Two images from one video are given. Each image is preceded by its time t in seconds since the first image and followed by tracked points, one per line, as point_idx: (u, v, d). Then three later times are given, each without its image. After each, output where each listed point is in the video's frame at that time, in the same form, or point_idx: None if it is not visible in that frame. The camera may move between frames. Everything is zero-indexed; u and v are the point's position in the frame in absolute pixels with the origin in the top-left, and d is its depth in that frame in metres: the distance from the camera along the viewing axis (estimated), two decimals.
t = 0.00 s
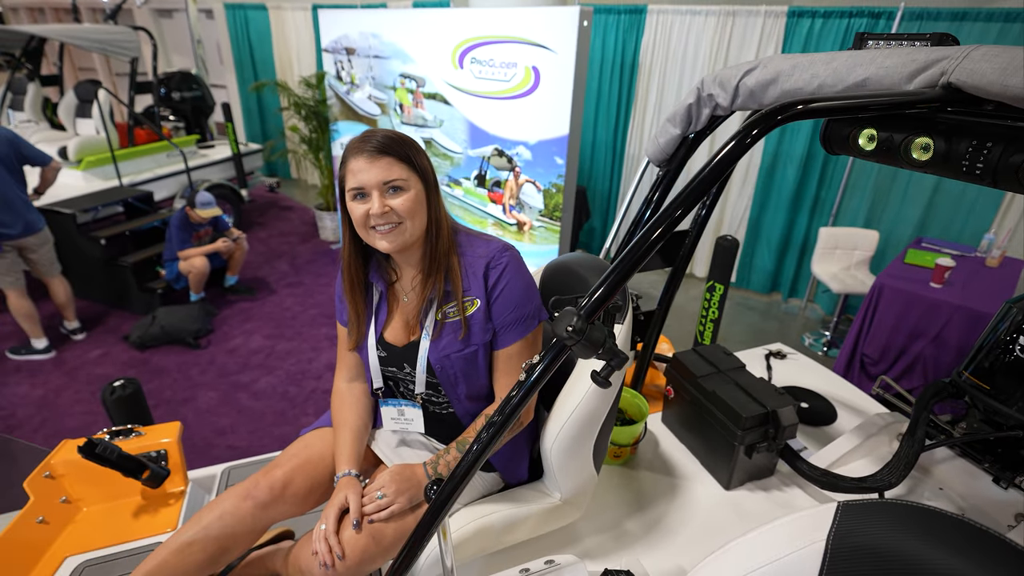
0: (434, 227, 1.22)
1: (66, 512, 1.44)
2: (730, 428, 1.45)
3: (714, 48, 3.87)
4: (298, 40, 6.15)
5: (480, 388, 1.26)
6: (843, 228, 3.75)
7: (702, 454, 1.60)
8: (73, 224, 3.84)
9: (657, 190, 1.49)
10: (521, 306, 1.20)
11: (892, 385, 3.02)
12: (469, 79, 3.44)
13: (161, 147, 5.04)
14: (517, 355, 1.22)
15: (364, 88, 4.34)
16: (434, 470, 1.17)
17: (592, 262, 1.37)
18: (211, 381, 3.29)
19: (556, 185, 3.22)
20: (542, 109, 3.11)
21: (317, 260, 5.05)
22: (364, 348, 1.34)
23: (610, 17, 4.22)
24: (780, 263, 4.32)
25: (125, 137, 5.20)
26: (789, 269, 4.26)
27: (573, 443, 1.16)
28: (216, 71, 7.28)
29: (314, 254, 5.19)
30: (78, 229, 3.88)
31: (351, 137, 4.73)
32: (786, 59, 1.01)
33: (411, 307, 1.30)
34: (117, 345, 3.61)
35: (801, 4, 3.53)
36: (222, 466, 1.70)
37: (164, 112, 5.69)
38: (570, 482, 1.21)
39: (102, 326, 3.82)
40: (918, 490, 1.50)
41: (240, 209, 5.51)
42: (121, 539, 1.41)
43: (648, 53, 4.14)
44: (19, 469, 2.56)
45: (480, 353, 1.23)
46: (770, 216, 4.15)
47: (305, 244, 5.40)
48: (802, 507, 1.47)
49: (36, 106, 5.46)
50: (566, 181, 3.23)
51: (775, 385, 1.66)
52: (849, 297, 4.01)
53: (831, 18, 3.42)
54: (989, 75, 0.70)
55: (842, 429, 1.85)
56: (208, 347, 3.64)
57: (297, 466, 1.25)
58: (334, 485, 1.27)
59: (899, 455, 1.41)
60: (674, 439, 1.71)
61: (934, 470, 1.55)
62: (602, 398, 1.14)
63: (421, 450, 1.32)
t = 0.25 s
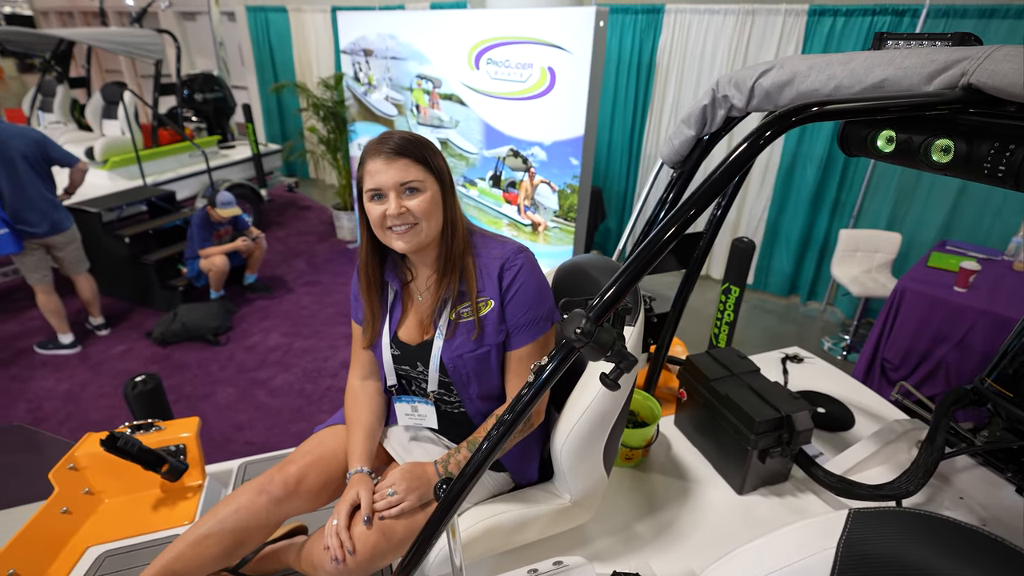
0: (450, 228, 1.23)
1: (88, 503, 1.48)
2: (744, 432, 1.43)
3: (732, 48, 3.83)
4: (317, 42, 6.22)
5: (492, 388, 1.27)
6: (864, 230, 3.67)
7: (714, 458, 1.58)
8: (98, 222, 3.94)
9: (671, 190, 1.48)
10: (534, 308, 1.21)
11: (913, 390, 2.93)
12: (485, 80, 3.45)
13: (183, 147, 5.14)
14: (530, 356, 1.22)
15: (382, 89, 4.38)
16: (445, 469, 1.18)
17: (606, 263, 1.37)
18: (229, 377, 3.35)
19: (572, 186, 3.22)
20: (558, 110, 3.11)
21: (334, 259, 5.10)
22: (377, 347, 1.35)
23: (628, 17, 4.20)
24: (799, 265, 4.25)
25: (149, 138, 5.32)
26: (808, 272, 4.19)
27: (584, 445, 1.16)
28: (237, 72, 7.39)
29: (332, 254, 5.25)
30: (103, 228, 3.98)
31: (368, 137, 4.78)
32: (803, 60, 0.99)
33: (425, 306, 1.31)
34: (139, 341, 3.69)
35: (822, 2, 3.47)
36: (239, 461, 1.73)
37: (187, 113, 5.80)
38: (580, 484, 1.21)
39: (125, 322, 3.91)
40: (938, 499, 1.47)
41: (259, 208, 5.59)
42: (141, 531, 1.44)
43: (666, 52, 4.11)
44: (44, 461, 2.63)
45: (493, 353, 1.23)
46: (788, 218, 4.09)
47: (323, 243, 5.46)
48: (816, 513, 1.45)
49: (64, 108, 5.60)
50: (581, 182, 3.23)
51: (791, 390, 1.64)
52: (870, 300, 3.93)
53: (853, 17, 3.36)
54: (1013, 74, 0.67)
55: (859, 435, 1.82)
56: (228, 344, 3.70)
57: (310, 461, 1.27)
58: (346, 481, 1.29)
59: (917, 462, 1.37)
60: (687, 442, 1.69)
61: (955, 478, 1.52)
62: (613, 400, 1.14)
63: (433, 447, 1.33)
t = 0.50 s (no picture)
0: (462, 228, 1.23)
1: (104, 494, 1.51)
2: (755, 436, 1.41)
3: (750, 47, 3.79)
4: (334, 43, 6.29)
5: (500, 388, 1.27)
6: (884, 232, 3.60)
7: (725, 461, 1.57)
8: (119, 220, 4.02)
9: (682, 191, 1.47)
10: (544, 309, 1.20)
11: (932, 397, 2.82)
12: (499, 79, 3.45)
13: (202, 147, 5.22)
14: (538, 356, 1.22)
15: (396, 89, 4.41)
16: (452, 467, 1.19)
17: (616, 263, 1.37)
18: (244, 373, 3.40)
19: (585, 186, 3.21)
20: (572, 109, 3.10)
21: (349, 258, 5.15)
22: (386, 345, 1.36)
23: (644, 16, 4.18)
24: (816, 267, 4.19)
25: (170, 137, 5.42)
26: (826, 274, 4.13)
27: (591, 445, 1.15)
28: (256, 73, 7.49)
29: (346, 252, 5.29)
30: (124, 225, 4.06)
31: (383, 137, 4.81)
32: (818, 58, 0.97)
33: (436, 304, 1.32)
34: (158, 337, 3.76)
35: None
36: (251, 456, 1.75)
37: (206, 113, 5.90)
38: (587, 484, 1.20)
39: (144, 318, 3.99)
40: (955, 507, 1.44)
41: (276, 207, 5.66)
42: (156, 522, 1.47)
43: (682, 52, 4.08)
44: (65, 452, 2.69)
45: (501, 353, 1.24)
46: (806, 220, 4.04)
47: (337, 242, 5.51)
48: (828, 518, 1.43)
49: (88, 108, 5.73)
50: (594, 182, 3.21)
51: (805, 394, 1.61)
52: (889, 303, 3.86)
53: (874, 15, 3.31)
54: None
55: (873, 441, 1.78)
56: (243, 340, 3.76)
57: (320, 457, 1.28)
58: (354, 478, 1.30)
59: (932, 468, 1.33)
60: (697, 445, 1.68)
61: (973, 486, 1.48)
62: (620, 401, 1.13)
63: (441, 446, 1.33)
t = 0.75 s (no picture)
0: (474, 228, 1.24)
1: (125, 485, 1.55)
2: (770, 439, 1.40)
3: (768, 46, 3.75)
4: (352, 44, 6.35)
5: (512, 388, 1.28)
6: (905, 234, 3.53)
7: (739, 464, 1.55)
8: (141, 218, 4.10)
9: (696, 192, 1.46)
10: (556, 309, 1.21)
11: (953, 403, 2.71)
12: (515, 80, 3.46)
13: (222, 147, 5.31)
14: (550, 357, 1.22)
15: (412, 89, 4.44)
16: (464, 465, 1.19)
17: (629, 263, 1.37)
18: (261, 369, 3.45)
19: (599, 186, 3.20)
20: (587, 110, 3.10)
21: (364, 257, 5.19)
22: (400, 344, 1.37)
23: (660, 15, 4.15)
24: (834, 269, 4.13)
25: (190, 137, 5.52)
26: (845, 276, 4.06)
27: (603, 445, 1.15)
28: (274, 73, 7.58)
29: (361, 251, 5.34)
30: (146, 224, 4.14)
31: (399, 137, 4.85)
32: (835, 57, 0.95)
33: (449, 304, 1.32)
34: (177, 333, 3.83)
35: None
36: (267, 451, 1.78)
37: (226, 113, 5.99)
38: (599, 484, 1.20)
39: (165, 315, 4.07)
40: (975, 514, 1.41)
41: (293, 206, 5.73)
42: (175, 513, 1.50)
43: (699, 52, 4.05)
44: (87, 445, 2.76)
45: (513, 353, 1.24)
46: (824, 221, 3.98)
47: (353, 241, 5.56)
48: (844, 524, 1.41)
49: (113, 109, 5.86)
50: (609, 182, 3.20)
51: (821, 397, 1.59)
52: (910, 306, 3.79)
53: (896, 12, 3.25)
54: None
55: (891, 446, 1.76)
56: (260, 337, 3.81)
57: (335, 453, 1.30)
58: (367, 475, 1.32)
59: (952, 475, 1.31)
60: (711, 448, 1.67)
61: (994, 494, 1.45)
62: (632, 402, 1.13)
63: (454, 444, 1.34)
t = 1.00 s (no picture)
0: (485, 229, 1.25)
1: (145, 478, 1.58)
2: (783, 441, 1.39)
3: (784, 46, 3.71)
4: (367, 45, 6.40)
5: (524, 387, 1.28)
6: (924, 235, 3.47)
7: (751, 466, 1.54)
8: (160, 217, 4.18)
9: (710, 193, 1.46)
10: (567, 309, 1.21)
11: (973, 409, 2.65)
12: (529, 80, 3.47)
13: (239, 147, 5.38)
14: (561, 357, 1.23)
15: (427, 90, 4.47)
16: (476, 463, 1.21)
17: (641, 264, 1.37)
18: (276, 367, 3.49)
19: (613, 186, 3.19)
20: (600, 110, 3.10)
21: (377, 256, 5.23)
22: (413, 343, 1.39)
23: (676, 15, 4.13)
24: (851, 271, 4.08)
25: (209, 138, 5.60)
26: (861, 278, 4.01)
27: (614, 445, 1.16)
28: (290, 74, 7.66)
29: (375, 251, 5.38)
30: (165, 223, 4.21)
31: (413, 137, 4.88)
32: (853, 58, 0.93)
33: (461, 303, 1.34)
34: (195, 330, 3.89)
35: None
36: (282, 447, 1.81)
37: (243, 114, 6.06)
38: (610, 484, 1.21)
39: (183, 312, 4.13)
40: (994, 520, 1.39)
41: (308, 206, 5.79)
42: (193, 506, 1.53)
43: (714, 52, 4.02)
44: (107, 439, 2.81)
45: (525, 353, 1.25)
46: (841, 222, 3.94)
47: (367, 240, 5.61)
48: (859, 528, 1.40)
49: (133, 110, 5.97)
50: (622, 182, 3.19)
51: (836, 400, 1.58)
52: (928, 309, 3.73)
53: (916, 11, 3.20)
54: None
55: (908, 450, 1.73)
56: (275, 335, 3.86)
57: (349, 449, 1.32)
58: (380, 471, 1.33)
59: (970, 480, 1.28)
60: (724, 449, 1.66)
61: (1013, 500, 1.43)
62: (644, 402, 1.13)
63: (466, 442, 1.35)
